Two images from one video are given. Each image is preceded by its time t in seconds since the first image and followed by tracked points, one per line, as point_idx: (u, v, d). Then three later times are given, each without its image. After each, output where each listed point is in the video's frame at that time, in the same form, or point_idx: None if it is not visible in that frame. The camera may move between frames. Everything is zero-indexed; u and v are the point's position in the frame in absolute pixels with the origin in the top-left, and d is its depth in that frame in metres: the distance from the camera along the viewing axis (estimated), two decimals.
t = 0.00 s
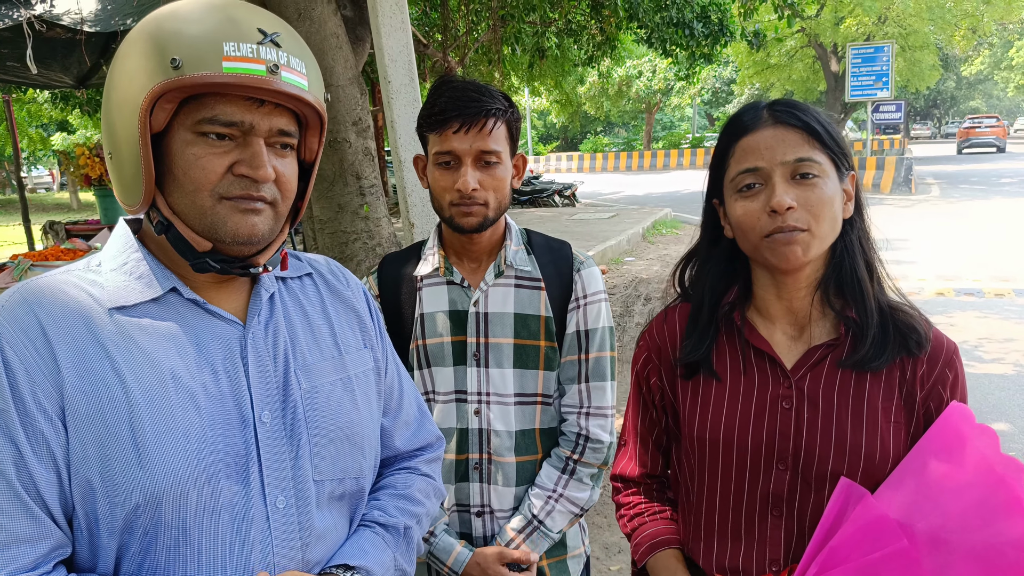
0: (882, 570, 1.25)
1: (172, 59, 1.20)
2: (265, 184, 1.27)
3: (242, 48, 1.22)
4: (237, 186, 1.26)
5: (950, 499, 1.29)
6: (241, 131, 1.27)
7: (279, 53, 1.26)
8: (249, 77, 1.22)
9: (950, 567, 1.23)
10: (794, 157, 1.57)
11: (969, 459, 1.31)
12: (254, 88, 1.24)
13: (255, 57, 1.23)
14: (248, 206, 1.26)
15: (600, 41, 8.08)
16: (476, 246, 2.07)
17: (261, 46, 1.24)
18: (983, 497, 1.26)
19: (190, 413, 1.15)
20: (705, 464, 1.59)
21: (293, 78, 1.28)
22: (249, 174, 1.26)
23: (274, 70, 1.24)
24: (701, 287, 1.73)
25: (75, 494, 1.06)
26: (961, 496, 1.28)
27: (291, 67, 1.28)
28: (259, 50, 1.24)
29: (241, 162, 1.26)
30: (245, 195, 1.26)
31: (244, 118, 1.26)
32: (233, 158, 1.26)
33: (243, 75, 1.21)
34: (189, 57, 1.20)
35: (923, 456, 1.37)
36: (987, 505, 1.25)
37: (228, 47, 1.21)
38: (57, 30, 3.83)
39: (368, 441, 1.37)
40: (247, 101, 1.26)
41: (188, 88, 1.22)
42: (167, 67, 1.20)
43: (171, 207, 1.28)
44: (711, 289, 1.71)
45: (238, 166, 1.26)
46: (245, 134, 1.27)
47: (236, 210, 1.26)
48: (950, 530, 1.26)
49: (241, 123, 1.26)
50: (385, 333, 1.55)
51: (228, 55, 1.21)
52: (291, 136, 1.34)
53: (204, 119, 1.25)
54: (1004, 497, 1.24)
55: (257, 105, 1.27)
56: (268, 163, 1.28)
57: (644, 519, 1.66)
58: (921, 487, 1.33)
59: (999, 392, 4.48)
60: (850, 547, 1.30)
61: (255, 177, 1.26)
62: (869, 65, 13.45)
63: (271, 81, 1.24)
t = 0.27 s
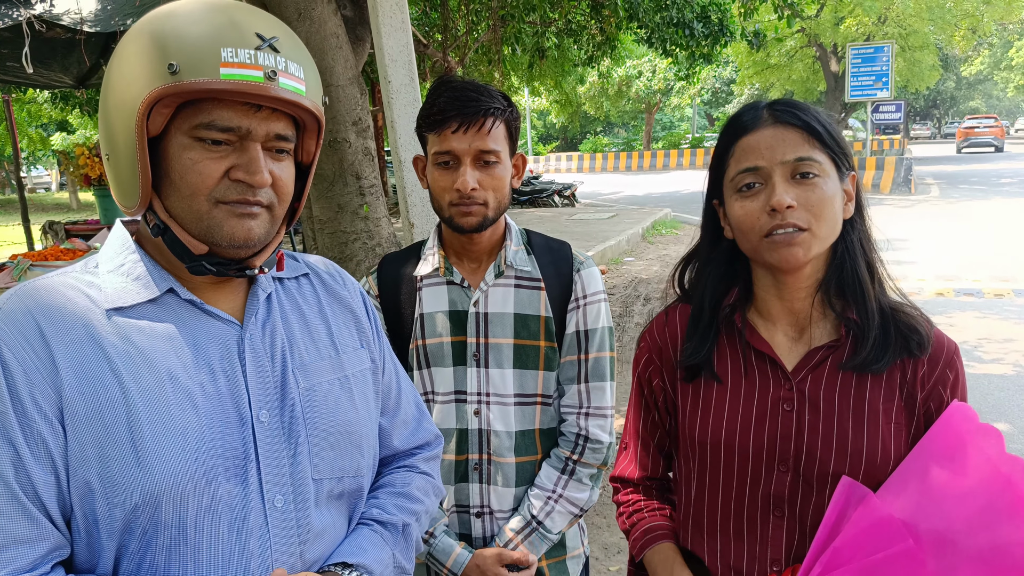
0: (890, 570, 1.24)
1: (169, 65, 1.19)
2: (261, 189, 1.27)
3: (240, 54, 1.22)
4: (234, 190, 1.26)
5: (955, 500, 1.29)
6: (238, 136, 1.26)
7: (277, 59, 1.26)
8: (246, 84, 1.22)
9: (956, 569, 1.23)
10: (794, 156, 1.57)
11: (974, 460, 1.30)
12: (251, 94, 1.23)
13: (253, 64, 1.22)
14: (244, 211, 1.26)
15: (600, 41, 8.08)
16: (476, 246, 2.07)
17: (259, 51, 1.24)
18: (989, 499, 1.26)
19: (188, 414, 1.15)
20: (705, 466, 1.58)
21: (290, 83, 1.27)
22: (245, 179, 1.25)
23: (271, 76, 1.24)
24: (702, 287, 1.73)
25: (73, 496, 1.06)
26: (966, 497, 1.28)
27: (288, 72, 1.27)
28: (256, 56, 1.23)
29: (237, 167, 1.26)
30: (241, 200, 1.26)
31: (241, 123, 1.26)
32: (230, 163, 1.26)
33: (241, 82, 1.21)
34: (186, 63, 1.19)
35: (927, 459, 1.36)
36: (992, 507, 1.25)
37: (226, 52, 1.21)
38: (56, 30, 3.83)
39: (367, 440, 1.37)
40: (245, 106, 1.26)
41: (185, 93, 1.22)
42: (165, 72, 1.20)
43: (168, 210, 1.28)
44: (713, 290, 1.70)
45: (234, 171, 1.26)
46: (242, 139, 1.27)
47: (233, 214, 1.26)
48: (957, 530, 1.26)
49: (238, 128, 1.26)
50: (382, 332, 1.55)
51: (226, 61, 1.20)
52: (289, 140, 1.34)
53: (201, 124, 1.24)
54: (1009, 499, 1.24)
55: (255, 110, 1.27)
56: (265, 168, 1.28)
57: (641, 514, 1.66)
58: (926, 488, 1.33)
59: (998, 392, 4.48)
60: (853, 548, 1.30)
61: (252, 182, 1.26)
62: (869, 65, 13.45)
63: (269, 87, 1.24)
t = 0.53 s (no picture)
0: (879, 567, 1.28)
1: (168, 63, 1.19)
2: (260, 188, 1.27)
3: (239, 53, 1.22)
4: (233, 189, 1.26)
5: (948, 496, 1.30)
6: (237, 135, 1.27)
7: (276, 58, 1.26)
8: (245, 82, 1.22)
9: (948, 564, 1.25)
10: (782, 161, 1.57)
11: (968, 457, 1.31)
12: (250, 93, 1.24)
13: (252, 62, 1.23)
14: (243, 210, 1.26)
15: (598, 41, 8.09)
16: (475, 246, 2.07)
17: (258, 50, 1.24)
18: (981, 494, 1.26)
19: (186, 415, 1.15)
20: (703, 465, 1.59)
21: (289, 82, 1.27)
22: (244, 178, 1.25)
23: (271, 75, 1.24)
24: (699, 286, 1.73)
25: (71, 496, 1.06)
26: (958, 493, 1.29)
27: (288, 71, 1.28)
28: (256, 55, 1.24)
29: (237, 166, 1.26)
30: (240, 199, 1.26)
31: (240, 122, 1.26)
32: (229, 162, 1.26)
33: (240, 80, 1.21)
34: (185, 61, 1.20)
35: (922, 457, 1.36)
36: (984, 502, 1.26)
37: (225, 51, 1.21)
38: (53, 29, 3.82)
39: (364, 442, 1.37)
40: (244, 105, 1.26)
41: (183, 92, 1.22)
42: (164, 71, 1.20)
43: (167, 209, 1.28)
44: (710, 290, 1.70)
45: (233, 169, 1.26)
46: (241, 137, 1.27)
47: (232, 213, 1.26)
48: (949, 526, 1.27)
49: (237, 127, 1.26)
50: (380, 333, 1.55)
51: (225, 59, 1.21)
52: (288, 140, 1.34)
53: (200, 122, 1.24)
54: (1001, 494, 1.25)
55: (254, 108, 1.27)
56: (264, 167, 1.28)
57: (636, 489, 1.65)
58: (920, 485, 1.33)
59: (995, 393, 4.49)
60: (846, 543, 1.32)
61: (251, 181, 1.26)
62: (866, 66, 13.47)
63: (268, 86, 1.24)
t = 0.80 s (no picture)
0: (881, 565, 1.28)
1: (168, 62, 1.19)
2: (260, 187, 1.27)
3: (239, 52, 1.22)
4: (232, 189, 1.26)
5: (949, 496, 1.30)
6: (237, 134, 1.26)
7: (277, 57, 1.26)
8: (244, 82, 1.22)
9: (948, 563, 1.26)
10: (775, 165, 1.57)
11: (971, 458, 1.32)
12: (249, 92, 1.24)
13: (253, 62, 1.22)
14: (242, 209, 1.26)
15: (597, 39, 8.08)
16: (476, 244, 2.07)
17: (258, 49, 1.24)
18: (984, 495, 1.27)
19: (184, 414, 1.15)
20: (704, 464, 1.59)
21: (289, 82, 1.27)
22: (243, 178, 1.25)
23: (271, 75, 1.24)
24: (700, 287, 1.73)
25: (69, 495, 1.06)
26: (961, 494, 1.29)
27: (288, 71, 1.28)
28: (256, 54, 1.23)
29: (236, 164, 1.25)
30: (239, 198, 1.26)
31: (240, 121, 1.26)
32: (228, 161, 1.26)
33: (240, 79, 1.21)
34: (184, 60, 1.19)
35: (925, 456, 1.37)
36: (985, 504, 1.26)
37: (225, 50, 1.21)
38: (51, 27, 3.82)
39: (362, 441, 1.37)
40: (243, 104, 1.26)
41: (183, 91, 1.22)
42: (164, 70, 1.20)
43: (166, 208, 1.28)
44: (711, 289, 1.71)
45: (232, 169, 1.25)
46: (241, 137, 1.27)
47: (230, 212, 1.26)
48: (952, 525, 1.27)
49: (236, 126, 1.26)
50: (380, 333, 1.55)
51: (225, 58, 1.21)
52: (288, 139, 1.34)
53: (199, 121, 1.24)
54: (1003, 496, 1.25)
55: (253, 108, 1.27)
56: (263, 166, 1.28)
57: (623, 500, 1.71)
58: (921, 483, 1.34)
59: (993, 391, 4.49)
60: (847, 541, 1.32)
61: (250, 181, 1.26)
62: (866, 64, 13.47)
63: (268, 85, 1.24)
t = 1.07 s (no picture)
0: (868, 564, 1.28)
1: (165, 63, 1.19)
2: (258, 189, 1.27)
3: (238, 53, 1.22)
4: (231, 191, 1.26)
5: (936, 493, 1.30)
6: (235, 136, 1.26)
7: (276, 59, 1.26)
8: (242, 83, 1.22)
9: (934, 561, 1.25)
10: (773, 163, 1.57)
11: (958, 455, 1.31)
12: (248, 94, 1.23)
13: (252, 63, 1.22)
14: (241, 211, 1.26)
15: (596, 40, 8.09)
16: (476, 246, 2.07)
17: (257, 51, 1.24)
18: (968, 492, 1.26)
19: (182, 416, 1.15)
20: (699, 464, 1.59)
21: (288, 83, 1.27)
22: (242, 180, 1.25)
23: (270, 76, 1.24)
24: (698, 288, 1.74)
25: (66, 497, 1.06)
26: (947, 491, 1.29)
27: (287, 72, 1.27)
28: (255, 56, 1.23)
29: (235, 167, 1.25)
30: (237, 200, 1.26)
31: (239, 123, 1.26)
32: (227, 163, 1.25)
33: (239, 81, 1.21)
34: (183, 61, 1.19)
35: (913, 454, 1.37)
36: (970, 501, 1.26)
37: (223, 52, 1.21)
38: (51, 27, 3.82)
39: (361, 443, 1.37)
40: (243, 106, 1.26)
41: (181, 93, 1.21)
42: (161, 71, 1.20)
43: (164, 210, 1.28)
44: (708, 290, 1.72)
45: (231, 171, 1.25)
46: (239, 138, 1.27)
47: (229, 214, 1.26)
48: (937, 524, 1.27)
49: (235, 128, 1.26)
50: (379, 334, 1.55)
51: (223, 60, 1.20)
52: (287, 140, 1.34)
53: (197, 123, 1.24)
54: (987, 493, 1.25)
55: (253, 109, 1.27)
56: (262, 168, 1.28)
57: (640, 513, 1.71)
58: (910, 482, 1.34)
59: (993, 392, 4.49)
60: (836, 539, 1.33)
61: (248, 183, 1.26)
62: (865, 66, 13.49)
63: (267, 87, 1.24)
